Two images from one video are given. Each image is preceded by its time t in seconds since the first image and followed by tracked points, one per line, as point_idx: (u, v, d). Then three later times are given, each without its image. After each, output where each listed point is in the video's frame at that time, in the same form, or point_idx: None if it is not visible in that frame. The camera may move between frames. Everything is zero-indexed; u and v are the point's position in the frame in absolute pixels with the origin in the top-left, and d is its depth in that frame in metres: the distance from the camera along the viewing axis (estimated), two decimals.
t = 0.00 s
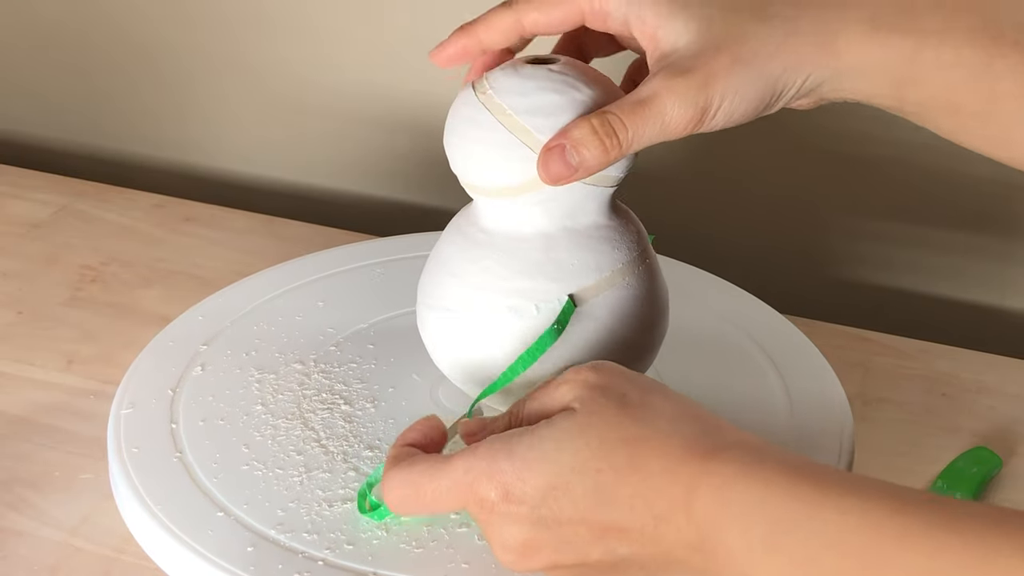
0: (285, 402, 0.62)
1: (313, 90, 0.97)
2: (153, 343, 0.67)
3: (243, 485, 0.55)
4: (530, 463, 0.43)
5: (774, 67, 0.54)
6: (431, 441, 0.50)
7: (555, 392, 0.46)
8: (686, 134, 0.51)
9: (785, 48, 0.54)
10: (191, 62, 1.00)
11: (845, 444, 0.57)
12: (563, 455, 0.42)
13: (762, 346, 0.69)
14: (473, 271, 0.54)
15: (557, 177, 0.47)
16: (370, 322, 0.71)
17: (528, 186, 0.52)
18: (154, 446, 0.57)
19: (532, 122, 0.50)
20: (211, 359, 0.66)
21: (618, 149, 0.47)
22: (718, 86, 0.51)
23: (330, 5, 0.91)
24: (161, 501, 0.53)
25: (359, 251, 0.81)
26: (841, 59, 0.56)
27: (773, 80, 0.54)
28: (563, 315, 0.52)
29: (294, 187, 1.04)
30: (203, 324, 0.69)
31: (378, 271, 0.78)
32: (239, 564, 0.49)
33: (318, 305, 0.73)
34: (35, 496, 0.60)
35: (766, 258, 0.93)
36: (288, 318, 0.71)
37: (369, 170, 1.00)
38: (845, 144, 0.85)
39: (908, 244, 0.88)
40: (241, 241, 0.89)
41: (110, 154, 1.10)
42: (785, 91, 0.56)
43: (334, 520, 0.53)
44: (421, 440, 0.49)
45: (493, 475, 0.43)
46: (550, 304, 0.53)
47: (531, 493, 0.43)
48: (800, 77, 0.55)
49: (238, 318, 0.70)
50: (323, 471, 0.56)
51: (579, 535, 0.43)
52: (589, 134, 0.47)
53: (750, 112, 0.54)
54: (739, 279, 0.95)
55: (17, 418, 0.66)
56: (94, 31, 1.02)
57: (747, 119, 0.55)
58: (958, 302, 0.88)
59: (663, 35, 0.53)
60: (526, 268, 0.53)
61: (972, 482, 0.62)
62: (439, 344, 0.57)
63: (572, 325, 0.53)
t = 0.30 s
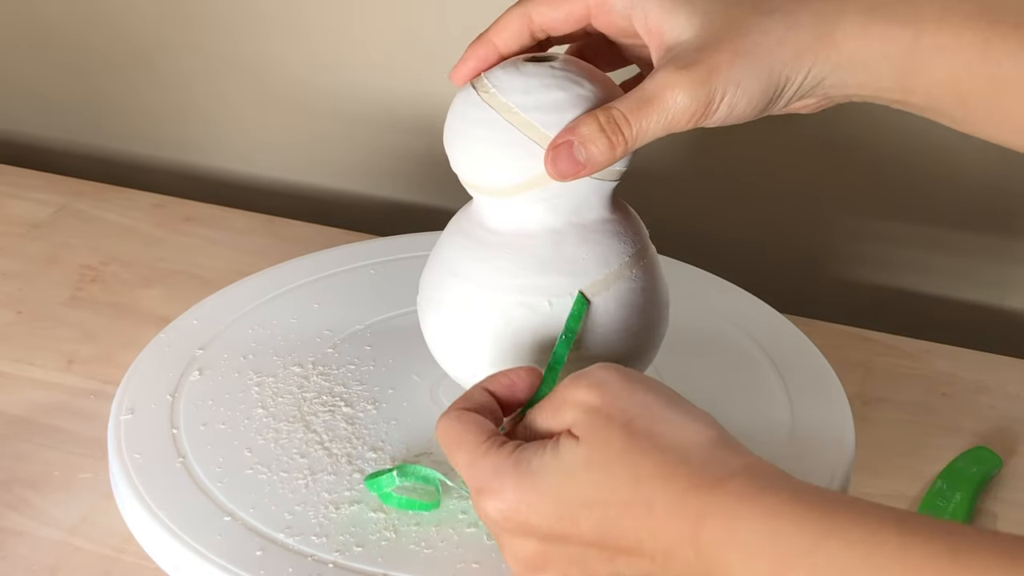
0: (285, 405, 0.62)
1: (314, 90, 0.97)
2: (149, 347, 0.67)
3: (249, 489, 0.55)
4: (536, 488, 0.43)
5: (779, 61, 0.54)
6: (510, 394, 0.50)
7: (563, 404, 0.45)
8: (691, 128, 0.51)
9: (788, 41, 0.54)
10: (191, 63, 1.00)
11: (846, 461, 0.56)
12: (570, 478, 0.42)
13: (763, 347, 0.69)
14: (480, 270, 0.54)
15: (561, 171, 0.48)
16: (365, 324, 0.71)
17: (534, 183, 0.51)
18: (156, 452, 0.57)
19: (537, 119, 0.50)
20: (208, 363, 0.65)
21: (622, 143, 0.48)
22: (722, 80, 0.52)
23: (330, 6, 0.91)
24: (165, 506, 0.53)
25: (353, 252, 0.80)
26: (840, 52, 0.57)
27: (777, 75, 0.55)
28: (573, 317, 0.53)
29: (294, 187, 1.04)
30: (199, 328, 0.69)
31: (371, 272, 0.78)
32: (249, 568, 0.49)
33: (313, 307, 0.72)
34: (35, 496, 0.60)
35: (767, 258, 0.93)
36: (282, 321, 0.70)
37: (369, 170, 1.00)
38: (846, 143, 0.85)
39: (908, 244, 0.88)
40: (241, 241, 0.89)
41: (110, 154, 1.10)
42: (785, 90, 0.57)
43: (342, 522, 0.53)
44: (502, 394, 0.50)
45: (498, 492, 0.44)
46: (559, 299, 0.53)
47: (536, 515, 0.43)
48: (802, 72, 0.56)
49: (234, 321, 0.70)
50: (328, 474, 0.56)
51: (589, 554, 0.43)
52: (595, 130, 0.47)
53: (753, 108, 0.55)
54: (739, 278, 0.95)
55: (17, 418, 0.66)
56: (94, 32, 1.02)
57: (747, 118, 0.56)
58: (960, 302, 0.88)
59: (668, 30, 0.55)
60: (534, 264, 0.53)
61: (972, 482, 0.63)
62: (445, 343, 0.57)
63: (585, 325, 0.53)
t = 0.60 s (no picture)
0: (285, 408, 0.62)
1: (314, 90, 0.97)
2: (147, 352, 0.66)
3: (252, 493, 0.55)
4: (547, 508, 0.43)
5: (777, 50, 0.54)
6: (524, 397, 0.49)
7: (576, 427, 0.43)
8: (689, 123, 0.52)
9: (786, 30, 0.54)
10: (191, 63, 1.00)
11: (846, 470, 0.56)
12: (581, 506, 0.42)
13: (764, 349, 0.69)
14: (484, 270, 0.54)
15: (568, 171, 0.48)
16: (362, 326, 0.71)
17: (540, 185, 0.51)
18: (157, 458, 0.57)
19: (538, 120, 0.50)
20: (206, 367, 0.65)
21: (625, 138, 0.48)
22: (720, 72, 0.52)
23: (330, 6, 0.91)
24: (169, 512, 0.53)
25: (351, 253, 0.80)
26: (840, 45, 0.56)
27: (775, 64, 0.55)
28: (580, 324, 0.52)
29: (294, 187, 1.04)
30: (195, 332, 0.69)
31: (365, 274, 0.77)
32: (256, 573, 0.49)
33: (308, 309, 0.72)
34: (35, 496, 0.60)
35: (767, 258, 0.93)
36: (278, 324, 0.70)
37: (370, 171, 1.00)
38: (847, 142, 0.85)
39: (909, 244, 0.88)
40: (241, 241, 0.89)
41: (110, 154, 1.10)
42: (785, 80, 0.57)
43: (347, 525, 0.53)
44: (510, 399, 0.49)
45: (510, 513, 0.44)
46: (565, 299, 0.53)
47: (548, 537, 0.43)
48: (801, 61, 0.56)
49: (230, 325, 0.70)
50: (330, 476, 0.56)
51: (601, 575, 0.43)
52: (597, 128, 0.48)
53: (754, 98, 0.55)
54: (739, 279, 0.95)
55: (17, 418, 0.66)
56: (94, 32, 1.02)
57: (746, 110, 0.56)
58: (960, 301, 0.88)
59: (668, 26, 0.55)
60: (539, 263, 0.53)
61: (972, 481, 0.63)
62: (446, 344, 0.57)
63: (594, 318, 0.53)
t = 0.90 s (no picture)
0: (285, 409, 0.62)
1: (314, 90, 0.97)
2: (144, 353, 0.66)
3: (253, 493, 0.55)
4: (548, 507, 0.42)
5: (765, 50, 0.54)
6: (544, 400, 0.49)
7: (586, 425, 0.43)
8: (679, 122, 0.52)
9: (773, 30, 0.54)
10: (191, 62, 1.00)
11: (846, 471, 0.56)
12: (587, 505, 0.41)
13: (764, 348, 0.69)
14: (481, 269, 0.54)
15: (556, 169, 0.49)
16: (362, 326, 0.71)
17: (528, 185, 0.51)
18: (157, 459, 0.57)
19: (531, 120, 0.50)
20: (206, 368, 0.65)
21: (612, 139, 0.49)
22: (706, 71, 0.52)
23: (331, 5, 0.91)
24: (170, 512, 0.53)
25: (351, 253, 0.80)
26: (828, 43, 0.56)
27: (763, 65, 0.54)
28: (565, 333, 0.53)
29: (294, 187, 1.04)
30: (195, 332, 0.69)
31: (364, 274, 0.77)
32: (256, 573, 0.49)
33: (308, 310, 0.72)
34: (35, 496, 0.60)
35: (766, 257, 0.93)
36: (277, 324, 0.70)
37: (369, 171, 1.00)
38: (846, 141, 0.85)
39: (908, 245, 0.88)
40: (241, 241, 0.89)
41: (110, 154, 1.10)
42: (774, 80, 0.56)
43: (348, 526, 0.53)
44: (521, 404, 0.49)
45: (508, 513, 0.44)
46: (557, 300, 0.53)
47: (555, 535, 0.43)
48: (788, 61, 0.56)
49: (230, 325, 0.70)
50: (331, 477, 0.56)
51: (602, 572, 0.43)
52: (585, 128, 0.48)
53: (741, 100, 0.55)
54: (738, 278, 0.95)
55: (17, 418, 0.66)
56: (95, 32, 1.02)
57: (735, 111, 0.56)
58: (960, 301, 0.88)
59: (659, 23, 0.55)
60: (536, 263, 0.53)
61: (971, 481, 0.63)
62: (443, 344, 0.57)
63: (583, 322, 0.53)
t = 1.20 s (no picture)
0: (284, 409, 0.62)
1: (315, 90, 0.97)
2: (142, 354, 0.66)
3: (253, 493, 0.55)
4: (550, 504, 0.43)
5: (767, 46, 0.54)
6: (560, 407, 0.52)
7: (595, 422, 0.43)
8: (682, 119, 0.52)
9: (775, 27, 0.54)
10: (192, 62, 1.00)
11: (846, 470, 0.56)
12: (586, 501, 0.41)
13: (765, 348, 0.69)
14: (482, 267, 0.54)
15: (561, 168, 0.49)
16: (360, 326, 0.71)
17: (533, 184, 0.51)
18: (157, 459, 0.57)
19: (534, 119, 0.50)
20: (205, 368, 0.65)
21: (616, 137, 0.49)
22: (709, 68, 0.51)
23: (332, 5, 0.91)
24: (170, 513, 0.53)
25: (349, 253, 0.80)
26: (831, 38, 0.56)
27: (766, 61, 0.54)
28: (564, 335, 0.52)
29: (294, 187, 1.04)
30: (193, 332, 0.69)
31: (362, 275, 0.77)
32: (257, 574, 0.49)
33: (306, 310, 0.72)
34: (34, 496, 0.60)
35: (766, 257, 0.93)
36: (276, 324, 0.70)
37: (369, 171, 1.00)
38: (847, 141, 0.85)
39: (908, 245, 0.88)
40: (241, 241, 0.89)
41: (111, 154, 1.10)
42: (778, 76, 0.56)
43: (348, 526, 0.53)
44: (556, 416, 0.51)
45: (510, 510, 0.44)
46: (557, 299, 0.53)
47: (554, 534, 0.43)
48: (791, 57, 0.56)
49: (229, 325, 0.70)
50: (332, 477, 0.56)
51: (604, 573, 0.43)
52: (588, 127, 0.48)
53: (745, 97, 0.55)
54: (738, 279, 0.95)
55: (16, 418, 0.66)
56: (95, 32, 1.02)
57: (739, 108, 0.55)
58: (960, 301, 0.88)
59: (661, 22, 0.55)
60: (539, 262, 0.53)
61: (971, 482, 0.63)
62: (444, 343, 0.57)
63: (585, 322, 0.53)
